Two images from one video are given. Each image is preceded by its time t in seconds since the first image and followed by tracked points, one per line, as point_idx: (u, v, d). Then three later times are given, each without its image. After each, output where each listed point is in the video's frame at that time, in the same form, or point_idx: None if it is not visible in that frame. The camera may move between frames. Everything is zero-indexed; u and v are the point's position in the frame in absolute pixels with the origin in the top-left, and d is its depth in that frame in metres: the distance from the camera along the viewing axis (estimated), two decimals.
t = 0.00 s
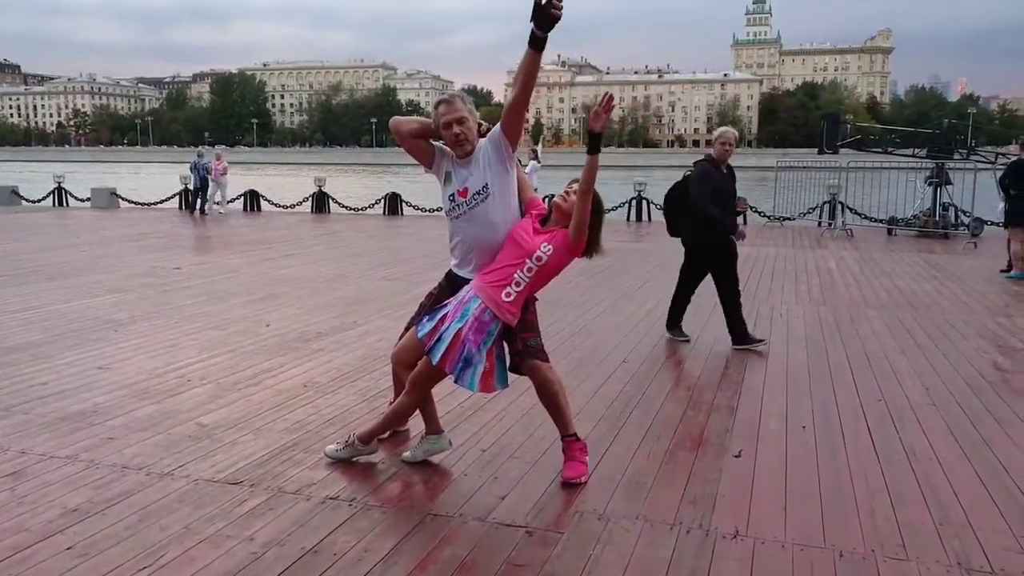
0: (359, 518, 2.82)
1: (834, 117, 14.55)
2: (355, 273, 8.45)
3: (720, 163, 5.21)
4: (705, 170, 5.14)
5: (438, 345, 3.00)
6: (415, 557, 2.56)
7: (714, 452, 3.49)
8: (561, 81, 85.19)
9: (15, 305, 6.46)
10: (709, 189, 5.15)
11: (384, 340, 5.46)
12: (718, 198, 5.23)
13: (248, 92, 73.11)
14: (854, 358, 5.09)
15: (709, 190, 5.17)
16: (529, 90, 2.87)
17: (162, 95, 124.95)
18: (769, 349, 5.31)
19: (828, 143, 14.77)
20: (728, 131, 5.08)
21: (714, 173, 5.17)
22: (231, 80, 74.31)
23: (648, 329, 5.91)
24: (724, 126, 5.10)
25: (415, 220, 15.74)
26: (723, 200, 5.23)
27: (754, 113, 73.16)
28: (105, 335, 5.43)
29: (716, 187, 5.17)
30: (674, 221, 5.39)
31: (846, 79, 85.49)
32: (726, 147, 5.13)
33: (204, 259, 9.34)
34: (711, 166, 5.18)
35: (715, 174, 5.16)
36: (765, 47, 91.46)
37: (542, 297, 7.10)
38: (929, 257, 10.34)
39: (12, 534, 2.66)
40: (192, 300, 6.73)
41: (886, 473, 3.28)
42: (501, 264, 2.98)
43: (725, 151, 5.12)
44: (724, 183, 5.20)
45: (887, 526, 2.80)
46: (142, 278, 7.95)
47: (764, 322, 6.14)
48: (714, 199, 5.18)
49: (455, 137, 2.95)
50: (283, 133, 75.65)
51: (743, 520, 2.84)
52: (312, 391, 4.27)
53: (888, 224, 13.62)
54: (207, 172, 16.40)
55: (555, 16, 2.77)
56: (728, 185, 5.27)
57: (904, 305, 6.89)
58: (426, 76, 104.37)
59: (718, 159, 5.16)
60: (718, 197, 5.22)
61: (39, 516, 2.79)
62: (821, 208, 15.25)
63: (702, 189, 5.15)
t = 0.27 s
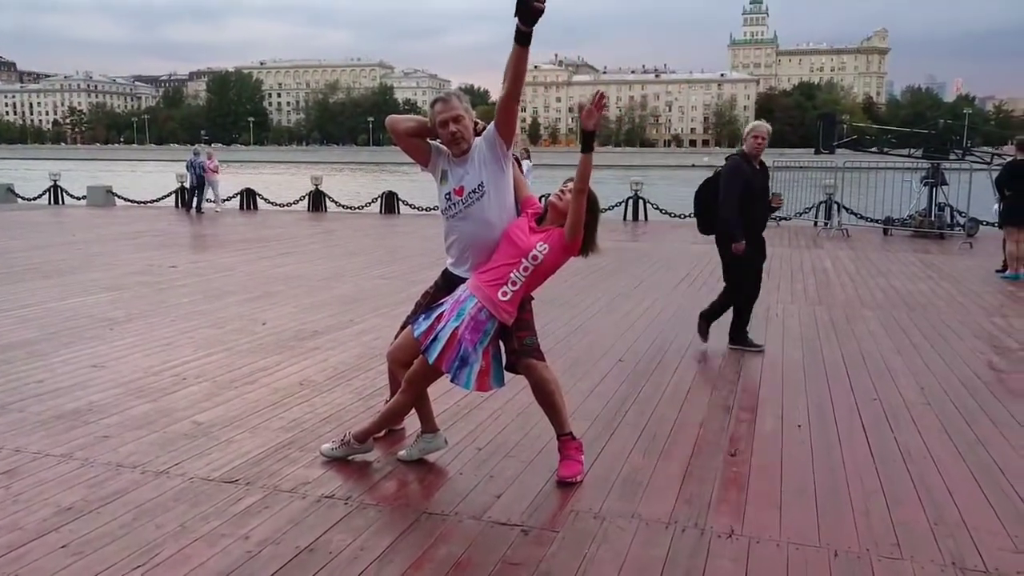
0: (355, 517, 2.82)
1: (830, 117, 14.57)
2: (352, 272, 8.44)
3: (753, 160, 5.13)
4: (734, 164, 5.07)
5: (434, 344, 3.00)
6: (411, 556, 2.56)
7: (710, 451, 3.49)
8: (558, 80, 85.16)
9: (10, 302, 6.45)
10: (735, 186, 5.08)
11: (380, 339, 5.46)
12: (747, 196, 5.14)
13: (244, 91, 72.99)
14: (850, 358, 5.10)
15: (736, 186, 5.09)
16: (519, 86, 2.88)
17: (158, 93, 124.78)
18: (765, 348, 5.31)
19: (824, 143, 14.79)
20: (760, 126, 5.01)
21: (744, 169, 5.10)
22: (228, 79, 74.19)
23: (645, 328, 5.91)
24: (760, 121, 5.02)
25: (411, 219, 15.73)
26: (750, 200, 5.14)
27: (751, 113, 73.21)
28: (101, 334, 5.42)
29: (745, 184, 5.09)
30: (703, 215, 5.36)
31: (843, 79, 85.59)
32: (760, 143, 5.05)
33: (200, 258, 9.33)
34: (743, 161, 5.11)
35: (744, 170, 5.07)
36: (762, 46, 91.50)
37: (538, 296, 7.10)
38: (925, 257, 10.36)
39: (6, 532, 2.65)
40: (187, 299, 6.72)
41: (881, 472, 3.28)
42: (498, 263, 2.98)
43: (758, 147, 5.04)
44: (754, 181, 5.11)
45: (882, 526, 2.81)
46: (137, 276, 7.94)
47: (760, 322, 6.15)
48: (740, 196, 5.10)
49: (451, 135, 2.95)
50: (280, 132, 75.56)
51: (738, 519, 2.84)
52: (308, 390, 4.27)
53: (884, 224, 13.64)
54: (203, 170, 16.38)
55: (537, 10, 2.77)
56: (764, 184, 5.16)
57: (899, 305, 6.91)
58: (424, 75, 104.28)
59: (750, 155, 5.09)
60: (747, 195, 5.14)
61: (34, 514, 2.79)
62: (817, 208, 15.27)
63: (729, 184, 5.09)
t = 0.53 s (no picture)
0: (348, 516, 2.81)
1: (824, 117, 14.59)
2: (345, 270, 8.43)
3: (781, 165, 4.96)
4: (759, 167, 4.95)
5: (428, 343, 2.99)
6: (404, 555, 2.55)
7: (704, 450, 3.49)
8: (553, 79, 85.16)
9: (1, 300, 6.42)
10: (756, 190, 4.96)
11: (373, 337, 5.45)
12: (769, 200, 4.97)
13: (238, 89, 72.81)
14: (843, 357, 5.11)
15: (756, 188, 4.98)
16: (505, 80, 2.88)
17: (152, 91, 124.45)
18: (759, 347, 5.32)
19: (818, 143, 14.81)
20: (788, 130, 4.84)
21: (769, 173, 4.96)
22: (222, 77, 74.00)
23: (639, 327, 5.92)
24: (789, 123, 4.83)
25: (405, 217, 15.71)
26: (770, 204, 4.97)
27: (744, 113, 73.33)
28: (93, 332, 5.39)
29: (764, 187, 4.95)
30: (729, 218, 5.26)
31: (836, 79, 85.81)
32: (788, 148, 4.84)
33: (193, 256, 9.30)
34: (770, 164, 4.96)
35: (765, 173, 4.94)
36: (756, 46, 91.62)
37: (532, 295, 7.10)
38: (918, 256, 10.39)
39: None
40: (180, 297, 6.69)
41: (874, 472, 3.29)
42: (491, 262, 2.97)
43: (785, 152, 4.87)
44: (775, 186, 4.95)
45: (875, 525, 2.81)
46: (130, 274, 7.91)
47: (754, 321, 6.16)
48: (761, 200, 4.97)
49: (446, 133, 2.94)
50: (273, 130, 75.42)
51: (732, 518, 2.84)
52: (301, 389, 4.26)
53: (878, 224, 13.67)
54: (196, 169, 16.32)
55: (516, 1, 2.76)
56: (790, 192, 4.98)
57: (893, 305, 6.93)
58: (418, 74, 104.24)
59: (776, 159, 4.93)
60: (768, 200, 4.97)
61: (25, 513, 2.77)
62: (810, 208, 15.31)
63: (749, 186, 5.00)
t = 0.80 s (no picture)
0: (343, 514, 2.81)
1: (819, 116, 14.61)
2: (340, 268, 8.42)
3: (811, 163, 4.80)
4: (787, 166, 4.79)
5: (422, 341, 2.99)
6: (399, 553, 2.55)
7: (699, 448, 3.49)
8: (548, 76, 85.04)
9: None
10: (788, 190, 4.80)
11: (368, 335, 5.45)
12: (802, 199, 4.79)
13: (233, 86, 72.60)
14: (837, 355, 5.12)
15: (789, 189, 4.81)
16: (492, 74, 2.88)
17: (146, 88, 124.01)
18: (754, 346, 5.32)
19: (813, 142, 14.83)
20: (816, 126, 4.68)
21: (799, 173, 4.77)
22: (217, 74, 73.79)
23: (634, 325, 5.92)
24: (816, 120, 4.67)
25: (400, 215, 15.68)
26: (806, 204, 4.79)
27: (740, 112, 73.39)
28: (86, 330, 5.37)
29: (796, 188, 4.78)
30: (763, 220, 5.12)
31: (832, 77, 85.94)
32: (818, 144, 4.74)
33: (188, 254, 9.27)
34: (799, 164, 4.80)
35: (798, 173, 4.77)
36: (752, 44, 91.69)
37: (526, 293, 7.10)
38: (912, 255, 10.41)
39: None
40: (174, 295, 6.67)
41: (869, 469, 3.30)
42: (485, 259, 2.97)
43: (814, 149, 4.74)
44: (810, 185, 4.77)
45: (869, 523, 2.81)
46: (124, 272, 7.88)
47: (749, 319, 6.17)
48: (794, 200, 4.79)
49: (441, 131, 2.94)
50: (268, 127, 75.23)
51: (726, 516, 2.85)
52: (295, 387, 4.25)
53: (872, 223, 13.70)
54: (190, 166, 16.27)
55: None
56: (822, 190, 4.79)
57: (887, 303, 6.94)
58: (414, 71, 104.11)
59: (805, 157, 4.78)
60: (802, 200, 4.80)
61: (18, 512, 2.76)
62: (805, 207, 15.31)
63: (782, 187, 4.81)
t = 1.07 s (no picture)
0: (339, 514, 2.80)
1: (816, 116, 14.62)
2: (338, 267, 8.41)
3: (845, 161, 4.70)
4: (824, 165, 4.65)
5: (419, 342, 2.98)
6: (395, 553, 2.55)
7: (696, 449, 3.49)
8: (546, 76, 85.05)
9: None
10: (827, 189, 4.66)
11: (365, 335, 5.44)
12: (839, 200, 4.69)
13: (230, 86, 72.52)
14: (835, 356, 5.11)
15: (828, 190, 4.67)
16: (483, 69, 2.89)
17: (143, 88, 123.85)
18: (751, 346, 5.32)
19: (810, 142, 14.83)
20: (853, 123, 4.59)
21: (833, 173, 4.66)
22: (214, 73, 73.72)
23: (632, 325, 5.92)
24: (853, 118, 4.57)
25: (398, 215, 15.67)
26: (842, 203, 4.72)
27: (737, 111, 73.44)
28: (82, 329, 5.36)
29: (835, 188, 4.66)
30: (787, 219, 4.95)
31: (829, 77, 86.04)
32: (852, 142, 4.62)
33: (184, 253, 9.25)
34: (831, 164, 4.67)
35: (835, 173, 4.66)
36: (749, 44, 91.77)
37: (524, 293, 7.10)
38: (909, 255, 10.42)
39: None
40: (171, 295, 6.66)
41: (865, 469, 3.30)
42: (482, 259, 2.97)
43: (849, 147, 4.61)
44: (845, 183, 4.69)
45: (866, 523, 2.81)
46: (121, 271, 7.86)
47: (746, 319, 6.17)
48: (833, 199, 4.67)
49: (439, 129, 2.93)
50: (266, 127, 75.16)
51: (723, 516, 2.85)
52: (292, 387, 4.24)
53: (869, 223, 13.71)
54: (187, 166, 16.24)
55: None
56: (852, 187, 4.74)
57: (884, 303, 6.94)
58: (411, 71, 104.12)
59: (840, 155, 4.65)
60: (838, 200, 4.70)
61: (13, 512, 2.75)
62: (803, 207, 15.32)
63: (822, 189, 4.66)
